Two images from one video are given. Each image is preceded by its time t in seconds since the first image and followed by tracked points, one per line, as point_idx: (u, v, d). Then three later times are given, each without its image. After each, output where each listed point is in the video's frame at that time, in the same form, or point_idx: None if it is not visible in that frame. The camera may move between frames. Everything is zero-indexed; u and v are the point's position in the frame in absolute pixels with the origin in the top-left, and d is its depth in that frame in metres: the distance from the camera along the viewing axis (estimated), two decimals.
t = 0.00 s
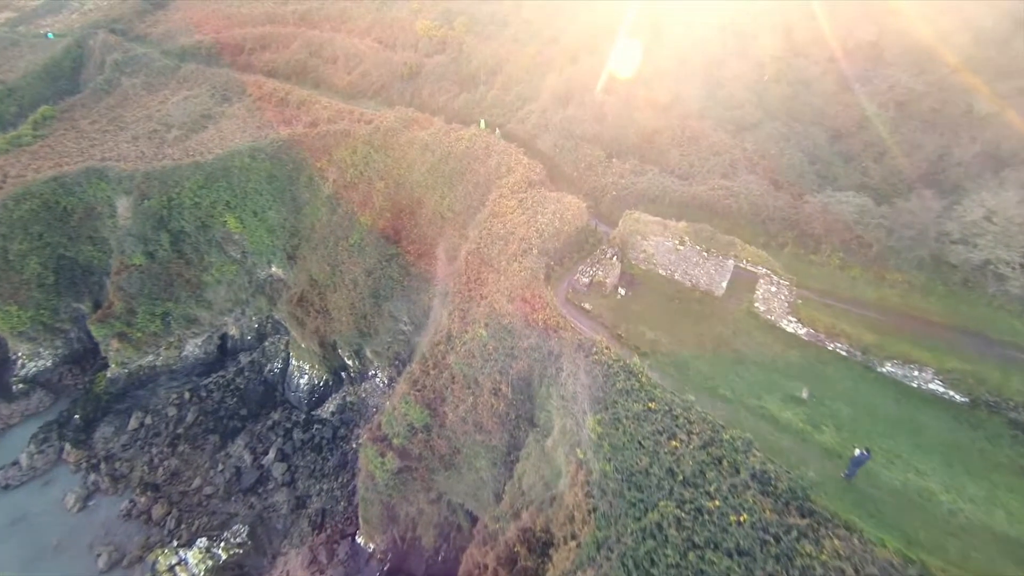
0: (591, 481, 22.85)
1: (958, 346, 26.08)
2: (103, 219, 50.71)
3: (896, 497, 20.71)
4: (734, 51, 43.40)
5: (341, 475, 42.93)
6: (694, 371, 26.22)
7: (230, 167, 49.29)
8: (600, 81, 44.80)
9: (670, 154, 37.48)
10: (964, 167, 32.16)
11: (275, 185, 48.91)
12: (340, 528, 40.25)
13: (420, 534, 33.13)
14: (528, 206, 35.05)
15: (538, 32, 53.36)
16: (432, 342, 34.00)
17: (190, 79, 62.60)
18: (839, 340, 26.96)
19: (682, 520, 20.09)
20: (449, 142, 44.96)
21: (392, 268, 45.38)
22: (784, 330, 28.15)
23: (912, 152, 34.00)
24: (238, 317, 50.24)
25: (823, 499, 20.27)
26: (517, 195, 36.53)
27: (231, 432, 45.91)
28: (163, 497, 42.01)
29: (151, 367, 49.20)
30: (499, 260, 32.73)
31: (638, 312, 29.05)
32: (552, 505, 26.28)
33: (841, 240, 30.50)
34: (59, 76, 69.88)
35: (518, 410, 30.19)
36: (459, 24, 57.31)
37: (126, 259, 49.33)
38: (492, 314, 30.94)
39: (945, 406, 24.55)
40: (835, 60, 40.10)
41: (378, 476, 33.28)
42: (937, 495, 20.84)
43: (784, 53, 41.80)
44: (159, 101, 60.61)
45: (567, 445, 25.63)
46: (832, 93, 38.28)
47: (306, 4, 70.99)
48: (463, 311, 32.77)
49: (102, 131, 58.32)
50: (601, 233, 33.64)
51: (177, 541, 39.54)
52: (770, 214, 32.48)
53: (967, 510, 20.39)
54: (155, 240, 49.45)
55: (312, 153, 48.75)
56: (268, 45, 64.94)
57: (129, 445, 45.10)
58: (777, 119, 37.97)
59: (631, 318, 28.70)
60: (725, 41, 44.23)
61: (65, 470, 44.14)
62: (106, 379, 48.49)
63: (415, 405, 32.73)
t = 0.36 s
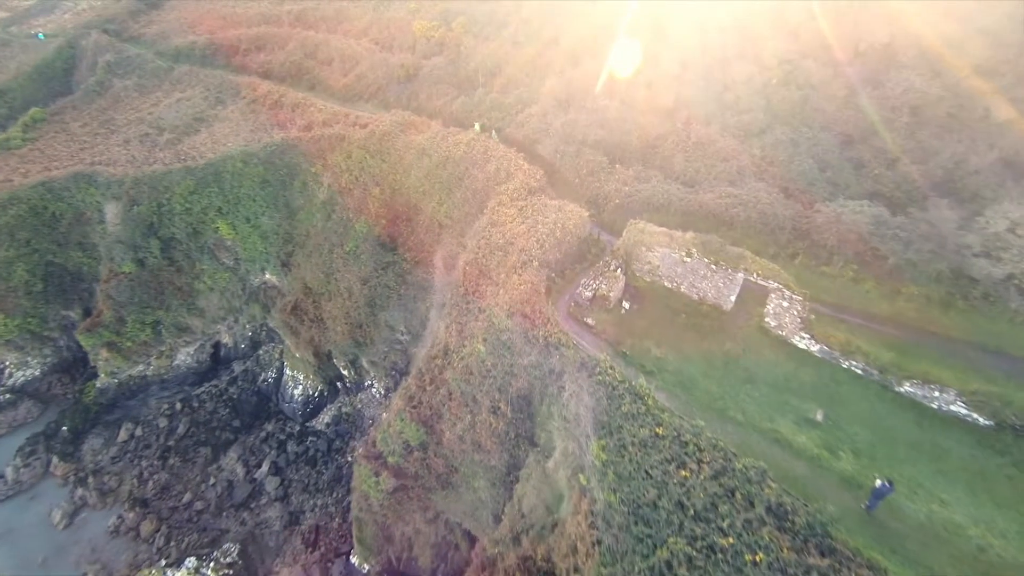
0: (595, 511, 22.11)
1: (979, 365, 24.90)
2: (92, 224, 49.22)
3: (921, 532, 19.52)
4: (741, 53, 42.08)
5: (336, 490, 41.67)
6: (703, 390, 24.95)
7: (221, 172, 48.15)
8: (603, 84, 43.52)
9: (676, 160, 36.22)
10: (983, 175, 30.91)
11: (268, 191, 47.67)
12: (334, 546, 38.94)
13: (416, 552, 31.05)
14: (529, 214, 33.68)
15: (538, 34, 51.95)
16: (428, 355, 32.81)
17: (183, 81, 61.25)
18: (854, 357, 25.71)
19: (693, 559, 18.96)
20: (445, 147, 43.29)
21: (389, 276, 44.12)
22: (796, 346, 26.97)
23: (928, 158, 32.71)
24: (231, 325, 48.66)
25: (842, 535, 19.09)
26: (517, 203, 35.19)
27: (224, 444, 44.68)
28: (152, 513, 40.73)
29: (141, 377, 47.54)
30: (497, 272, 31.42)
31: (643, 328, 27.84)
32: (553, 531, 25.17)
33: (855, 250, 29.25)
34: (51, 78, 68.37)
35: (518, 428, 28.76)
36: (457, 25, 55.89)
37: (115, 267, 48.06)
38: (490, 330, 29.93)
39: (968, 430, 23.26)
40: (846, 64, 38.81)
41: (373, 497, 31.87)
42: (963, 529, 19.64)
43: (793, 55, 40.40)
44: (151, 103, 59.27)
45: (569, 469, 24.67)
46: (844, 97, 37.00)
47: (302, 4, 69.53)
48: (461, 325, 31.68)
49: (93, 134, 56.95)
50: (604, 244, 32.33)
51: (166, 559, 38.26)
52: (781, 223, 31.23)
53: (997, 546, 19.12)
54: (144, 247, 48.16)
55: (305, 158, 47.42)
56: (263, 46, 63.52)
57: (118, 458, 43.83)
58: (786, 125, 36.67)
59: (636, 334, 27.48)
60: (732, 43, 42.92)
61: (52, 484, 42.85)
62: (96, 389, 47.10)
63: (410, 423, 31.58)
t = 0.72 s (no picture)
0: (600, 545, 21.60)
1: (1004, 386, 23.63)
2: (82, 231, 47.53)
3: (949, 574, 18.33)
4: (748, 56, 40.78)
5: (330, 506, 40.43)
6: (713, 413, 23.71)
7: (213, 178, 46.80)
8: (606, 87, 42.20)
9: (681, 166, 34.97)
10: (1003, 184, 29.60)
11: (262, 197, 46.46)
12: (328, 565, 37.68)
13: None
14: (529, 224, 32.42)
15: (538, 34, 50.52)
16: (424, 370, 31.64)
17: (177, 83, 59.98)
18: (869, 377, 24.41)
19: None
20: (442, 152, 41.95)
21: (384, 285, 42.79)
22: (807, 364, 25.70)
23: (946, 165, 31.35)
24: (224, 334, 47.42)
25: None
26: (516, 212, 33.93)
27: (216, 457, 43.40)
28: (141, 530, 39.47)
29: (132, 387, 46.33)
30: (496, 287, 30.38)
31: (649, 345, 26.61)
32: (555, 560, 23.90)
33: (870, 262, 28.01)
34: (45, 80, 66.66)
35: (517, 449, 27.47)
36: (455, 26, 54.48)
37: (104, 275, 46.77)
38: (490, 346, 28.84)
39: (995, 455, 21.94)
40: (858, 67, 37.49)
41: (367, 519, 30.56)
42: (992, 566, 18.47)
43: (802, 58, 39.06)
44: (144, 106, 57.95)
45: (572, 495, 23.82)
46: (855, 102, 35.69)
47: (298, 4, 68.06)
48: (459, 341, 30.51)
49: (84, 137, 55.61)
50: (607, 255, 30.89)
51: None
52: (792, 233, 30.00)
53: None
54: (134, 255, 46.85)
55: (299, 163, 46.19)
56: (258, 48, 62.10)
57: (107, 471, 42.52)
58: (796, 130, 35.32)
59: (641, 352, 26.26)
60: (739, 46, 41.66)
61: (38, 498, 41.55)
62: (85, 400, 45.67)
63: (405, 442, 30.35)
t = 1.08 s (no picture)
0: None
1: None
2: (71, 237, 45.81)
3: None
4: (756, 59, 39.55)
5: (325, 523, 39.14)
6: (724, 438, 22.64)
7: (204, 185, 45.28)
8: (609, 91, 40.93)
9: (687, 173, 33.74)
10: None
11: (256, 204, 45.19)
12: None
13: None
14: (529, 235, 31.11)
15: (539, 35, 49.11)
16: (421, 387, 30.53)
17: (171, 86, 58.72)
18: (888, 400, 23.18)
19: None
20: (440, 158, 40.68)
21: (380, 294, 41.42)
22: (820, 383, 24.46)
23: (964, 174, 30.14)
24: (217, 343, 45.63)
25: None
26: (517, 221, 32.63)
27: (208, 471, 42.12)
28: (129, 548, 38.23)
29: (122, 399, 44.80)
30: (496, 302, 29.17)
31: (656, 364, 25.42)
32: None
33: (886, 277, 26.81)
34: (38, 82, 64.57)
35: (518, 472, 26.30)
36: (454, 27, 53.18)
37: (91, 284, 45.01)
38: (488, 364, 27.67)
39: None
40: (870, 71, 36.23)
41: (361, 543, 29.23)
42: None
43: (812, 61, 37.86)
44: (136, 110, 56.60)
45: (574, 522, 23.59)
46: (868, 107, 34.50)
47: (294, 5, 66.67)
48: (456, 357, 29.26)
49: (74, 141, 54.16)
50: (611, 267, 29.54)
51: None
52: (803, 245, 28.84)
53: None
54: (125, 263, 45.37)
55: (293, 168, 44.86)
56: (253, 49, 60.70)
57: (96, 485, 41.27)
58: (807, 136, 34.05)
59: (648, 372, 25.12)
60: (747, 49, 40.42)
61: (24, 513, 40.30)
62: (74, 411, 44.27)
63: (401, 464, 29.14)
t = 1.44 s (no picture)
0: None
1: None
2: (60, 243, 44.30)
3: None
4: (765, 61, 38.21)
5: (319, 540, 37.42)
6: (736, 465, 21.58)
7: (196, 191, 43.85)
8: (612, 94, 39.56)
9: (694, 180, 32.49)
10: None
11: (248, 211, 43.78)
12: None
13: None
14: (529, 246, 29.88)
15: (538, 35, 47.79)
16: (418, 404, 29.24)
17: (164, 88, 57.29)
18: (909, 424, 21.91)
19: None
20: (438, 163, 39.47)
21: (377, 304, 40.16)
22: (836, 405, 23.16)
23: (985, 182, 28.91)
24: (210, 352, 43.91)
25: None
26: (517, 231, 31.34)
27: (199, 485, 40.76)
28: (117, 566, 36.84)
29: (112, 410, 42.97)
30: (497, 317, 27.98)
31: (663, 384, 24.42)
32: None
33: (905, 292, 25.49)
34: (31, 84, 61.91)
35: (519, 496, 24.37)
36: (452, 28, 51.84)
37: (80, 293, 43.38)
38: (488, 383, 26.51)
39: None
40: (885, 73, 34.88)
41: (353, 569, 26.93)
42: None
43: (823, 63, 36.61)
44: (128, 112, 55.13)
45: (579, 555, 20.54)
46: (883, 111, 33.23)
47: (290, 5, 65.23)
48: (454, 374, 27.99)
49: (63, 144, 52.39)
50: (616, 279, 28.59)
51: None
52: (816, 257, 27.52)
53: None
54: (114, 272, 43.71)
55: (286, 173, 43.48)
56: (247, 51, 59.22)
57: (84, 500, 39.98)
58: (819, 141, 32.72)
59: (655, 393, 24.07)
60: (754, 50, 39.08)
61: (10, 529, 39.01)
62: (62, 423, 42.85)
63: (396, 486, 27.32)
